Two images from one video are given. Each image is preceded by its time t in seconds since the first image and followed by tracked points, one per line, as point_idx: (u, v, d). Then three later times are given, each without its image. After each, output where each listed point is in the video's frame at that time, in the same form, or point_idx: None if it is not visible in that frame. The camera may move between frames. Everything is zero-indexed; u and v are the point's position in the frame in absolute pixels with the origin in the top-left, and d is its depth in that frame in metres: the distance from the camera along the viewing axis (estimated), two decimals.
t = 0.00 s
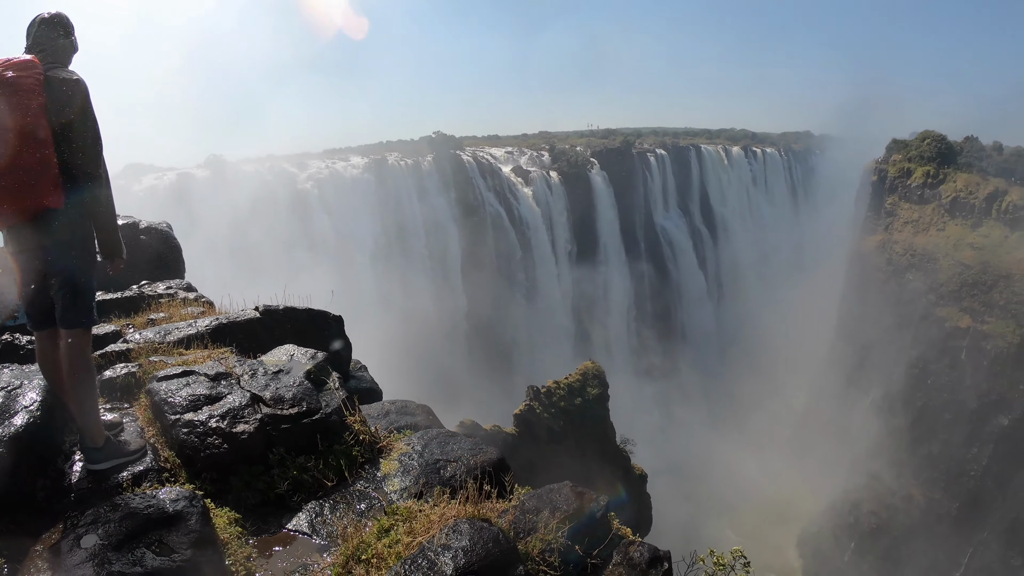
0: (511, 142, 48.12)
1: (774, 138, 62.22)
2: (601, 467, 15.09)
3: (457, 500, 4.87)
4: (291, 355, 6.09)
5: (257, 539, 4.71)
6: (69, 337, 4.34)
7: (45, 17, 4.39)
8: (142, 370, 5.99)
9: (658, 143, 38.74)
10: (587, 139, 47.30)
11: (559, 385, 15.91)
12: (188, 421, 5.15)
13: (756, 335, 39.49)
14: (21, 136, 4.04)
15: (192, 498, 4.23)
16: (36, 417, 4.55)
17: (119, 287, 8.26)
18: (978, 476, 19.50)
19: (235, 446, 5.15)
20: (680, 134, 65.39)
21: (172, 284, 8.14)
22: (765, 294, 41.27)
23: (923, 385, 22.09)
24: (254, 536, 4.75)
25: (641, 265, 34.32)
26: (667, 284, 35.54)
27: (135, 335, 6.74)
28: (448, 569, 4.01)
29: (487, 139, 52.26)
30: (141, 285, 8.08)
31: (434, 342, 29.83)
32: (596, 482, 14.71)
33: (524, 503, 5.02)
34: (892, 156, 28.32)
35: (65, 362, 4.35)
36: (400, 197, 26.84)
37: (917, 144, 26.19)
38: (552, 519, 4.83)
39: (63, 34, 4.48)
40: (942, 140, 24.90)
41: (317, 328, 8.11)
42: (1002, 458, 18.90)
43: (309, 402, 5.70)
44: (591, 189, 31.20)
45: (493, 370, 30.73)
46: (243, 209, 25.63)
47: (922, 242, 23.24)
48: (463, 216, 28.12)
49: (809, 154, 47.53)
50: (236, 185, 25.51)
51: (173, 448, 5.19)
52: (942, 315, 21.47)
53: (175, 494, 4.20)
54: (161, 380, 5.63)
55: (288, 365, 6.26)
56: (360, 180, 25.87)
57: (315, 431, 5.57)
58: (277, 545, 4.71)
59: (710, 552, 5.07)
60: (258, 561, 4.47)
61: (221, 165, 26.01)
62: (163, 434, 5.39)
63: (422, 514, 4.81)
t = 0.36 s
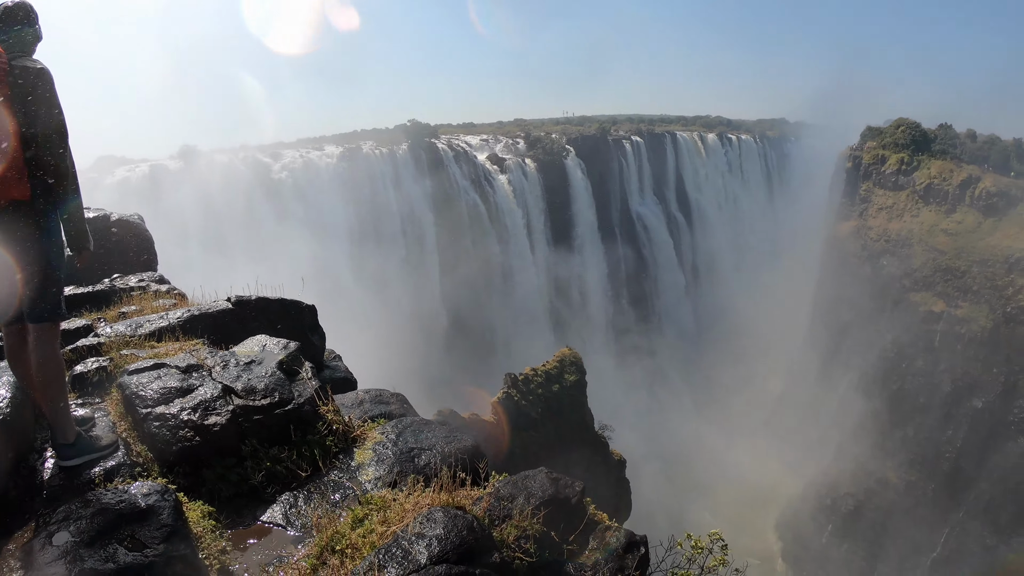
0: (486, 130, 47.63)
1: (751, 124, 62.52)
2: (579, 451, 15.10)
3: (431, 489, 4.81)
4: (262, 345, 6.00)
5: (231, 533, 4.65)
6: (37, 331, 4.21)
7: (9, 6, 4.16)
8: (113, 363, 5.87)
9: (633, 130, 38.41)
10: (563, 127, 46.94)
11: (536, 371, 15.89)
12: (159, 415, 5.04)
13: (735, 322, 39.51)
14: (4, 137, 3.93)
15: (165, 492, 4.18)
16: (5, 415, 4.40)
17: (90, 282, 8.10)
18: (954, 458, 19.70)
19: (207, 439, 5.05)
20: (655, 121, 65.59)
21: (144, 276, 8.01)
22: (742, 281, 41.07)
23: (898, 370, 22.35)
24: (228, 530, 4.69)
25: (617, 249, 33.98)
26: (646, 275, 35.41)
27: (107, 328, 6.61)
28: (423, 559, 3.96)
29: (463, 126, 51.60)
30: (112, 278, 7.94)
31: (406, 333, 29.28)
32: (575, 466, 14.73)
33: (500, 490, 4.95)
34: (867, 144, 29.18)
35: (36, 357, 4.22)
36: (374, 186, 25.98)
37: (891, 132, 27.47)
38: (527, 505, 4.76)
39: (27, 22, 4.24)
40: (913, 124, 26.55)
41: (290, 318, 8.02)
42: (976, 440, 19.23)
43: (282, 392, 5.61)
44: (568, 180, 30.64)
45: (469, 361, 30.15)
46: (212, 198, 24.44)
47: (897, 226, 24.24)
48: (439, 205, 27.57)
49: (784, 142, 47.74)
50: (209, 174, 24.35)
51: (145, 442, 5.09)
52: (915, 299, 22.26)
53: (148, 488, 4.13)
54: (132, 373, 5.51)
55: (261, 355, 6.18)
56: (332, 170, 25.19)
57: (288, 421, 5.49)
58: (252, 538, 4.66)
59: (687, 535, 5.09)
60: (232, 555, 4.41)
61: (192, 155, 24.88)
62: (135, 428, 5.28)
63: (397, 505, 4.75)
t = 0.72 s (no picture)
0: (459, 117, 46.92)
1: (727, 110, 62.61)
2: (556, 438, 15.10)
3: (404, 478, 4.77)
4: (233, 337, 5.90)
5: (205, 528, 4.60)
6: None
7: None
8: (83, 359, 5.74)
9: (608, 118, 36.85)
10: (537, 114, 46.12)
11: (514, 359, 15.92)
12: (130, 410, 4.96)
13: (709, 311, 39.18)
14: None
15: (136, 488, 4.13)
16: None
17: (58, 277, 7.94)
18: (928, 439, 19.51)
19: (178, 433, 4.96)
20: (629, 109, 65.33)
21: (115, 271, 7.88)
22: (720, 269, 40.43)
23: (874, 353, 22.33)
24: (201, 525, 4.64)
25: (592, 236, 32.70)
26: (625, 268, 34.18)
27: (77, 324, 6.47)
28: (395, 549, 3.94)
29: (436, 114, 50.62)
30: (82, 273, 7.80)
31: (382, 338, 27.25)
32: (552, 452, 14.77)
33: (473, 478, 4.92)
34: (840, 131, 29.22)
35: None
36: (348, 176, 24.08)
37: (865, 119, 27.69)
38: (500, 494, 4.72)
39: None
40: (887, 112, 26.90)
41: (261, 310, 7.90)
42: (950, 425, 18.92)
43: (252, 384, 5.53)
44: (541, 166, 29.28)
45: (445, 356, 28.95)
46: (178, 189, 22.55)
47: (871, 213, 24.53)
48: (413, 197, 25.81)
49: (758, 129, 47.41)
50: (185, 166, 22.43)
51: (117, 439, 5.00)
52: (887, 285, 22.43)
53: (119, 485, 4.08)
54: (102, 369, 5.39)
55: (231, 348, 6.09)
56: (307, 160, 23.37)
57: (260, 414, 5.42)
58: (225, 533, 4.61)
59: (664, 521, 5.10)
60: (207, 550, 4.38)
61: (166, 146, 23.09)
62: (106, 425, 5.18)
63: (370, 494, 4.71)
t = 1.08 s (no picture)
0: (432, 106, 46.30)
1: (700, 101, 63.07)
2: (534, 427, 15.23)
3: (377, 470, 4.73)
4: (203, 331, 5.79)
5: (178, 526, 4.57)
6: None
7: None
8: (53, 359, 5.61)
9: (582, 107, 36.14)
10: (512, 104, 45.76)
11: (489, 348, 15.75)
12: (100, 408, 4.85)
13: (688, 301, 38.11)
14: None
15: (108, 486, 4.04)
16: None
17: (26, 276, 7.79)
18: (903, 421, 20.11)
19: (150, 431, 4.88)
20: (603, 97, 65.09)
21: (86, 268, 7.76)
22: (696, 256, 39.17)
23: (846, 335, 22.67)
24: (175, 523, 4.61)
25: (564, 219, 31.73)
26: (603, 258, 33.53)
27: (47, 323, 6.34)
28: (369, 542, 3.93)
29: (408, 104, 49.91)
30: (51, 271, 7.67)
31: (354, 324, 27.64)
32: (530, 442, 14.98)
33: (447, 468, 4.87)
34: (813, 119, 30.15)
35: None
36: (320, 168, 24.26)
37: (837, 107, 28.48)
38: (474, 483, 4.69)
39: None
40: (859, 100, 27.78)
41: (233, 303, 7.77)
42: (923, 409, 19.63)
43: (223, 379, 5.44)
44: (515, 155, 28.88)
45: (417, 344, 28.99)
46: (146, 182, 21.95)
47: (843, 199, 25.23)
48: (385, 185, 25.71)
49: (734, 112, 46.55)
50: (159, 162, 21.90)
51: (88, 437, 4.93)
52: (860, 269, 22.93)
53: (90, 484, 4.00)
54: (70, 368, 5.26)
55: (202, 343, 5.97)
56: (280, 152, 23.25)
57: (232, 409, 5.35)
58: (198, 530, 4.58)
59: (641, 506, 5.07)
60: (181, 548, 4.35)
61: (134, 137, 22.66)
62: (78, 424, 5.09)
63: (343, 487, 4.67)
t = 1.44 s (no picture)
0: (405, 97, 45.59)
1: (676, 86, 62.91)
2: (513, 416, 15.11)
3: (352, 463, 4.69)
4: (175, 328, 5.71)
5: (155, 525, 4.53)
6: None
7: None
8: (25, 360, 5.51)
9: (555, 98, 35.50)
10: (486, 92, 45.04)
11: (467, 339, 15.52)
12: (72, 408, 4.78)
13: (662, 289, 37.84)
14: None
15: (83, 487, 3.95)
16: None
17: None
18: (878, 406, 20.51)
19: (123, 430, 4.81)
20: (576, 86, 64.59)
21: (56, 267, 7.66)
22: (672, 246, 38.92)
23: (819, 321, 22.67)
24: (152, 522, 4.56)
25: (538, 207, 31.55)
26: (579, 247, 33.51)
27: (16, 323, 6.20)
28: (345, 535, 3.91)
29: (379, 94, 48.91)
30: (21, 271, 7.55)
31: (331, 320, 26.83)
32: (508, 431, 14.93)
33: (422, 459, 4.84)
34: (786, 107, 30.27)
35: None
36: (293, 162, 23.34)
37: (809, 96, 28.59)
38: (449, 474, 4.67)
39: None
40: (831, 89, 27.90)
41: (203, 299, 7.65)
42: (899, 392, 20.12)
43: (196, 375, 5.39)
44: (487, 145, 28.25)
45: (396, 340, 28.52)
46: (113, 178, 20.54)
47: (817, 185, 25.52)
48: (359, 179, 24.88)
49: (710, 103, 46.14)
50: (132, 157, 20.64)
51: (62, 438, 4.87)
52: (834, 256, 23.00)
53: (64, 485, 3.89)
54: (42, 368, 5.16)
55: (174, 339, 5.89)
56: (253, 146, 22.48)
57: (205, 405, 5.29)
58: (175, 529, 4.54)
59: (621, 493, 5.05)
60: (159, 548, 4.31)
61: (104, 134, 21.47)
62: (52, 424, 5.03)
63: (318, 482, 4.63)
